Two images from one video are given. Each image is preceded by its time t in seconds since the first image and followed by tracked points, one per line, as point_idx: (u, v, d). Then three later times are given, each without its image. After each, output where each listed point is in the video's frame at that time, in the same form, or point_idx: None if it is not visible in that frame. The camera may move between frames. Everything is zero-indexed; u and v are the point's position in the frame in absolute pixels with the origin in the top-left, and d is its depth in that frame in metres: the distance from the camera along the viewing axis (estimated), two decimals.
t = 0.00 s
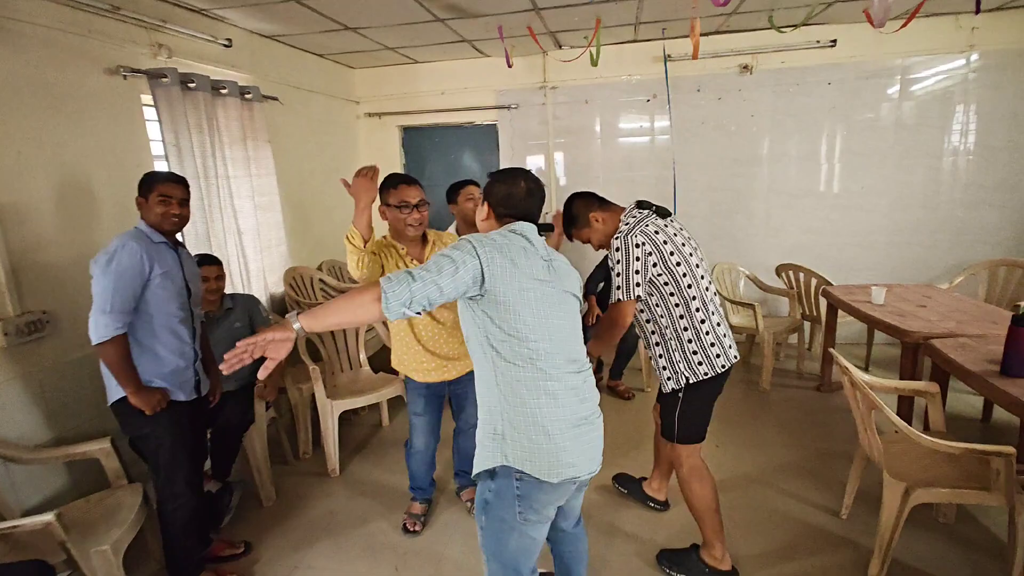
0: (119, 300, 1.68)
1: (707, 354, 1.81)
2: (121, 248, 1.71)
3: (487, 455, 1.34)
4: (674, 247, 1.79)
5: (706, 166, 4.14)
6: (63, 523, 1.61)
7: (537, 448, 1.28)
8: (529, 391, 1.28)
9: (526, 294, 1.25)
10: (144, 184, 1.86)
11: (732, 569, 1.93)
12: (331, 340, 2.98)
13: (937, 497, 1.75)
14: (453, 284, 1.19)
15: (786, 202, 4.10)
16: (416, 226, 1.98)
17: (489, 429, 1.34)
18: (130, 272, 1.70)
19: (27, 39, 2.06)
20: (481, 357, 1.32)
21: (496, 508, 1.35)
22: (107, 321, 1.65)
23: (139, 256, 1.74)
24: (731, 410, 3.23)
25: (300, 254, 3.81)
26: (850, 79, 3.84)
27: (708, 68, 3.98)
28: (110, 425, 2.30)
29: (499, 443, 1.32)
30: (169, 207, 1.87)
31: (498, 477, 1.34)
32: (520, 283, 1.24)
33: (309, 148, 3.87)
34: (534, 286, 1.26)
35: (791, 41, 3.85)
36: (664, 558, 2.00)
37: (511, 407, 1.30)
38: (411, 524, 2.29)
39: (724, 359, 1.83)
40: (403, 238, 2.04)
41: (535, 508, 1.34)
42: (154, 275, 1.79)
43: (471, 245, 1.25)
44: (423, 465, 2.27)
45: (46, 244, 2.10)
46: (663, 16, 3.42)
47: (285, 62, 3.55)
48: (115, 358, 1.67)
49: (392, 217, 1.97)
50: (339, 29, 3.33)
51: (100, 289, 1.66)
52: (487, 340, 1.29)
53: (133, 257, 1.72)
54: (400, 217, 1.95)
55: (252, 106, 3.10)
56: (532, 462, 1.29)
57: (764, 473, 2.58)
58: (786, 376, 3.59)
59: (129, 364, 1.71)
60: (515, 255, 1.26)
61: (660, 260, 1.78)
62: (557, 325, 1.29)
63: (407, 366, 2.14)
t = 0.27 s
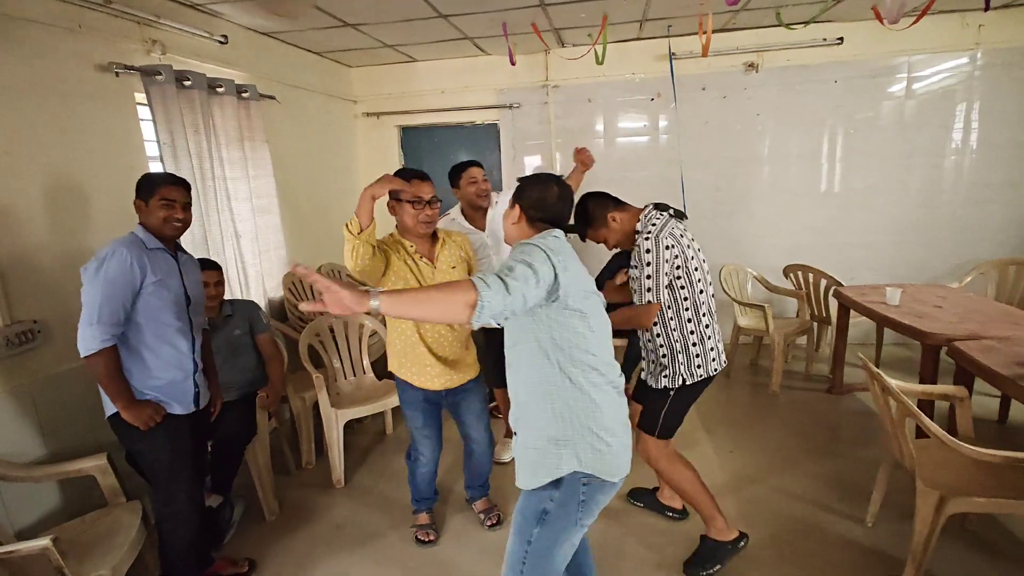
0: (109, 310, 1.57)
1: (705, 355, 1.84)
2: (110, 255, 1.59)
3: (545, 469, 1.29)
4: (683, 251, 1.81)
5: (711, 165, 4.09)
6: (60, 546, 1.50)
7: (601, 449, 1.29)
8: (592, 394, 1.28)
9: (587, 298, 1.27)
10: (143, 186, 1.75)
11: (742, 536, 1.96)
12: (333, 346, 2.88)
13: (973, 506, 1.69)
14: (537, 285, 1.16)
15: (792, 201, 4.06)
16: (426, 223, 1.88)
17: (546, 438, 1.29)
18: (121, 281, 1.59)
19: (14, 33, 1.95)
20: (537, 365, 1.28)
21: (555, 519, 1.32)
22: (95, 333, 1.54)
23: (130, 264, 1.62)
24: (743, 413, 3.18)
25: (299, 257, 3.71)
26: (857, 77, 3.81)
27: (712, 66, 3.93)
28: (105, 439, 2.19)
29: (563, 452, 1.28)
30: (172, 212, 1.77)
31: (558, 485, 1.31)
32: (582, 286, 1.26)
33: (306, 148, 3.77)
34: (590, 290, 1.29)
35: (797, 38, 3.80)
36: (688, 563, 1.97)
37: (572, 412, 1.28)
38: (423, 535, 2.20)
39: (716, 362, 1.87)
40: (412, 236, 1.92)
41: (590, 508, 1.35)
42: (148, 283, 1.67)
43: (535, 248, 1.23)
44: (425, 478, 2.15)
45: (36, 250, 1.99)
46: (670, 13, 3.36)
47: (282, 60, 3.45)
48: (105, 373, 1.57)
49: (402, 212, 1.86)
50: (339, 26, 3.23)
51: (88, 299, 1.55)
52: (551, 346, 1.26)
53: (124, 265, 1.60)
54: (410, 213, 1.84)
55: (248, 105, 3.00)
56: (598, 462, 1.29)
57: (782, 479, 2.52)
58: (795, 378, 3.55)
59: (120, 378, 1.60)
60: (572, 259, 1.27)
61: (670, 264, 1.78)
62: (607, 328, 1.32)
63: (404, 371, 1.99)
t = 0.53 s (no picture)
0: (115, 320, 1.49)
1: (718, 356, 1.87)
2: (114, 262, 1.51)
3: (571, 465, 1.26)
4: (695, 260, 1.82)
5: (714, 164, 4.07)
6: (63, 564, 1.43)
7: (631, 448, 1.24)
8: (621, 391, 1.24)
9: (618, 294, 1.24)
10: (160, 186, 1.64)
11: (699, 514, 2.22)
12: (338, 351, 2.81)
13: (1005, 509, 1.65)
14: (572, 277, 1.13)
15: (796, 200, 4.04)
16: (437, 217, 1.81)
17: (572, 435, 1.26)
18: (127, 289, 1.51)
19: (9, 27, 1.87)
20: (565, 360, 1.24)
21: (582, 520, 1.27)
22: (103, 345, 1.46)
23: (136, 271, 1.54)
24: (753, 414, 3.14)
25: (299, 260, 3.64)
26: (860, 75, 3.80)
27: (715, 64, 3.91)
28: (105, 449, 2.11)
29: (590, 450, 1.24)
30: (193, 215, 1.73)
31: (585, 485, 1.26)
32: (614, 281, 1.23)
33: (305, 148, 3.69)
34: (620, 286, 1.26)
35: (800, 36, 3.79)
36: (637, 538, 2.12)
37: (600, 408, 1.24)
38: (436, 544, 2.13)
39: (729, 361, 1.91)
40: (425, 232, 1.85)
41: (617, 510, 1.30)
42: (153, 291, 1.60)
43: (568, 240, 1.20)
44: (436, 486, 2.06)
45: (32, 253, 1.91)
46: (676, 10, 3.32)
47: (281, 59, 3.38)
48: (113, 385, 1.49)
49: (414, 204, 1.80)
50: (340, 24, 3.17)
51: (93, 309, 1.47)
52: (580, 341, 1.22)
53: (130, 272, 1.53)
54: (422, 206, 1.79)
55: (248, 104, 2.93)
56: (627, 463, 1.24)
57: (798, 481, 2.48)
58: (802, 378, 3.52)
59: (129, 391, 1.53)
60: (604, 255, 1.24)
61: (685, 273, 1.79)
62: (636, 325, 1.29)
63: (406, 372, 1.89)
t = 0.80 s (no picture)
0: (120, 330, 1.41)
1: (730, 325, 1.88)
2: (115, 268, 1.42)
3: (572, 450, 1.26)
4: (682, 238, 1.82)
5: (714, 162, 4.06)
6: None
7: (633, 440, 1.22)
8: (625, 382, 1.21)
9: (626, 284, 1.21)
10: (151, 182, 1.57)
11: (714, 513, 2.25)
12: (339, 353, 2.76)
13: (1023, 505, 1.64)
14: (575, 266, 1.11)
15: (796, 197, 4.05)
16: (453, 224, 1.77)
17: (574, 421, 1.25)
18: (130, 296, 1.43)
19: None
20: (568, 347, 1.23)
21: (584, 511, 1.26)
22: (110, 356, 1.38)
23: (139, 276, 1.46)
24: (759, 412, 3.14)
25: (297, 261, 3.58)
26: (857, 71, 3.81)
27: (714, 61, 3.90)
28: (103, 459, 2.04)
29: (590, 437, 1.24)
30: (187, 211, 1.67)
31: (586, 473, 1.26)
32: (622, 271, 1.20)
33: (302, 148, 3.63)
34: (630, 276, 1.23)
35: (798, 33, 3.80)
36: (646, 523, 2.17)
37: (603, 398, 1.22)
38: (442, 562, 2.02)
39: (745, 325, 1.91)
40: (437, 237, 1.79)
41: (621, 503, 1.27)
42: (156, 296, 1.52)
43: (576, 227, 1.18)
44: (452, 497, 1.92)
45: (25, 257, 1.84)
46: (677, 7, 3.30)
47: (276, 57, 3.32)
48: (123, 399, 1.41)
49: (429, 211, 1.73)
50: (338, 20, 3.11)
51: (97, 320, 1.39)
52: (584, 329, 1.20)
53: (134, 278, 1.45)
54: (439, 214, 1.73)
55: (244, 103, 2.87)
56: (628, 453, 1.22)
57: (808, 479, 2.47)
58: (805, 375, 3.53)
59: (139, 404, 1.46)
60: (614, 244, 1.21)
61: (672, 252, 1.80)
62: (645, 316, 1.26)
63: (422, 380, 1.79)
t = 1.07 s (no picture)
0: (116, 345, 1.36)
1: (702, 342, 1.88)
2: (109, 281, 1.37)
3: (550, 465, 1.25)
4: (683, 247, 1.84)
5: (708, 163, 4.07)
6: None
7: (609, 468, 1.19)
8: (606, 408, 1.19)
9: (618, 313, 1.16)
10: (137, 183, 1.48)
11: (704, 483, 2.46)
12: (337, 357, 2.72)
13: None
14: (554, 295, 1.10)
15: (789, 197, 4.07)
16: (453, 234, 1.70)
17: (556, 438, 1.25)
18: (125, 310, 1.38)
19: None
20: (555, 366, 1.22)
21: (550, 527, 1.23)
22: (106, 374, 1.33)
23: (134, 289, 1.41)
24: (758, 412, 3.15)
25: (291, 265, 3.53)
26: (849, 72, 3.85)
27: (708, 63, 3.92)
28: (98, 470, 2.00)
29: (566, 457, 1.22)
30: (174, 213, 1.58)
31: (560, 491, 1.23)
32: (615, 299, 1.16)
33: (295, 150, 3.59)
34: (626, 304, 1.18)
35: (790, 35, 3.83)
36: (643, 529, 2.17)
37: (587, 428, 1.20)
38: None
39: (716, 352, 1.92)
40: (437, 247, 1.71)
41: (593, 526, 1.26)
42: (153, 307, 1.47)
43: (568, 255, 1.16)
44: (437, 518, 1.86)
45: (14, 263, 1.79)
46: (673, 9, 3.28)
47: (269, 57, 3.27)
48: (119, 418, 1.36)
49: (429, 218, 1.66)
50: (330, 20, 3.06)
51: (91, 336, 1.33)
52: (572, 358, 1.19)
53: (128, 291, 1.40)
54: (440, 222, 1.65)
55: (237, 104, 2.82)
56: (603, 480, 1.20)
57: (809, 480, 2.48)
58: (801, 375, 3.55)
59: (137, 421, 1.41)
60: (610, 272, 1.17)
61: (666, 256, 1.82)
62: (641, 346, 1.21)
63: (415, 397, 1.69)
